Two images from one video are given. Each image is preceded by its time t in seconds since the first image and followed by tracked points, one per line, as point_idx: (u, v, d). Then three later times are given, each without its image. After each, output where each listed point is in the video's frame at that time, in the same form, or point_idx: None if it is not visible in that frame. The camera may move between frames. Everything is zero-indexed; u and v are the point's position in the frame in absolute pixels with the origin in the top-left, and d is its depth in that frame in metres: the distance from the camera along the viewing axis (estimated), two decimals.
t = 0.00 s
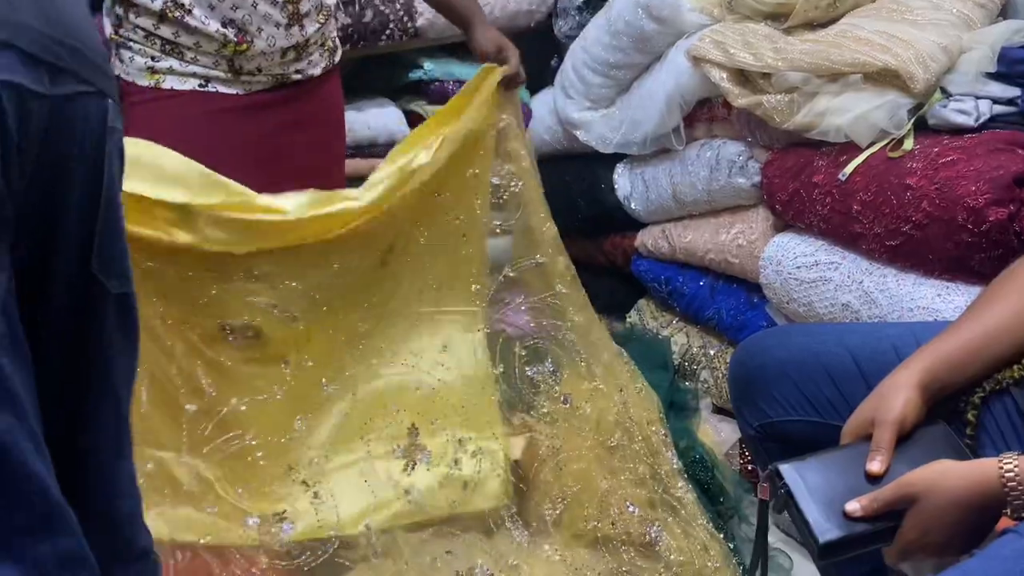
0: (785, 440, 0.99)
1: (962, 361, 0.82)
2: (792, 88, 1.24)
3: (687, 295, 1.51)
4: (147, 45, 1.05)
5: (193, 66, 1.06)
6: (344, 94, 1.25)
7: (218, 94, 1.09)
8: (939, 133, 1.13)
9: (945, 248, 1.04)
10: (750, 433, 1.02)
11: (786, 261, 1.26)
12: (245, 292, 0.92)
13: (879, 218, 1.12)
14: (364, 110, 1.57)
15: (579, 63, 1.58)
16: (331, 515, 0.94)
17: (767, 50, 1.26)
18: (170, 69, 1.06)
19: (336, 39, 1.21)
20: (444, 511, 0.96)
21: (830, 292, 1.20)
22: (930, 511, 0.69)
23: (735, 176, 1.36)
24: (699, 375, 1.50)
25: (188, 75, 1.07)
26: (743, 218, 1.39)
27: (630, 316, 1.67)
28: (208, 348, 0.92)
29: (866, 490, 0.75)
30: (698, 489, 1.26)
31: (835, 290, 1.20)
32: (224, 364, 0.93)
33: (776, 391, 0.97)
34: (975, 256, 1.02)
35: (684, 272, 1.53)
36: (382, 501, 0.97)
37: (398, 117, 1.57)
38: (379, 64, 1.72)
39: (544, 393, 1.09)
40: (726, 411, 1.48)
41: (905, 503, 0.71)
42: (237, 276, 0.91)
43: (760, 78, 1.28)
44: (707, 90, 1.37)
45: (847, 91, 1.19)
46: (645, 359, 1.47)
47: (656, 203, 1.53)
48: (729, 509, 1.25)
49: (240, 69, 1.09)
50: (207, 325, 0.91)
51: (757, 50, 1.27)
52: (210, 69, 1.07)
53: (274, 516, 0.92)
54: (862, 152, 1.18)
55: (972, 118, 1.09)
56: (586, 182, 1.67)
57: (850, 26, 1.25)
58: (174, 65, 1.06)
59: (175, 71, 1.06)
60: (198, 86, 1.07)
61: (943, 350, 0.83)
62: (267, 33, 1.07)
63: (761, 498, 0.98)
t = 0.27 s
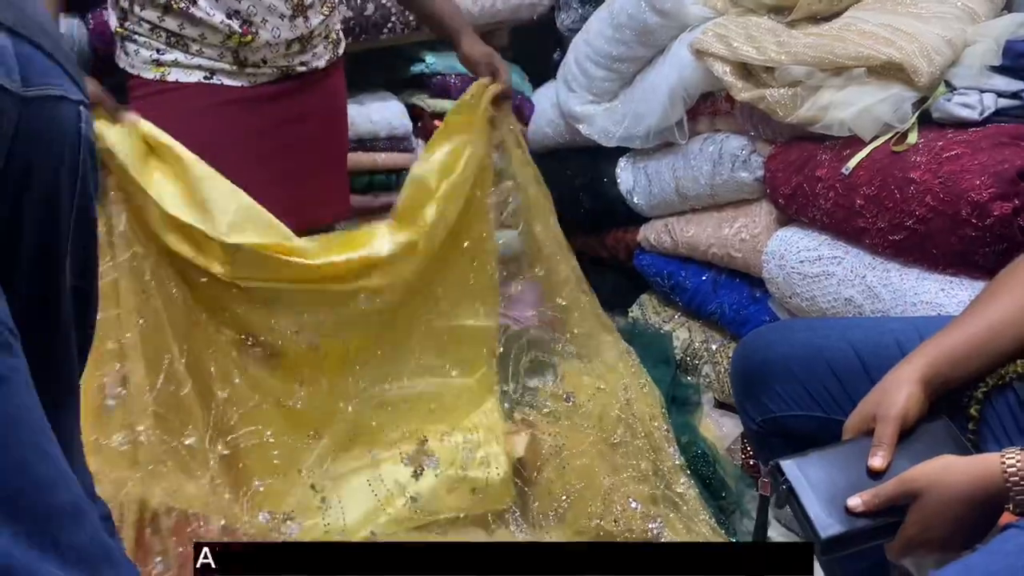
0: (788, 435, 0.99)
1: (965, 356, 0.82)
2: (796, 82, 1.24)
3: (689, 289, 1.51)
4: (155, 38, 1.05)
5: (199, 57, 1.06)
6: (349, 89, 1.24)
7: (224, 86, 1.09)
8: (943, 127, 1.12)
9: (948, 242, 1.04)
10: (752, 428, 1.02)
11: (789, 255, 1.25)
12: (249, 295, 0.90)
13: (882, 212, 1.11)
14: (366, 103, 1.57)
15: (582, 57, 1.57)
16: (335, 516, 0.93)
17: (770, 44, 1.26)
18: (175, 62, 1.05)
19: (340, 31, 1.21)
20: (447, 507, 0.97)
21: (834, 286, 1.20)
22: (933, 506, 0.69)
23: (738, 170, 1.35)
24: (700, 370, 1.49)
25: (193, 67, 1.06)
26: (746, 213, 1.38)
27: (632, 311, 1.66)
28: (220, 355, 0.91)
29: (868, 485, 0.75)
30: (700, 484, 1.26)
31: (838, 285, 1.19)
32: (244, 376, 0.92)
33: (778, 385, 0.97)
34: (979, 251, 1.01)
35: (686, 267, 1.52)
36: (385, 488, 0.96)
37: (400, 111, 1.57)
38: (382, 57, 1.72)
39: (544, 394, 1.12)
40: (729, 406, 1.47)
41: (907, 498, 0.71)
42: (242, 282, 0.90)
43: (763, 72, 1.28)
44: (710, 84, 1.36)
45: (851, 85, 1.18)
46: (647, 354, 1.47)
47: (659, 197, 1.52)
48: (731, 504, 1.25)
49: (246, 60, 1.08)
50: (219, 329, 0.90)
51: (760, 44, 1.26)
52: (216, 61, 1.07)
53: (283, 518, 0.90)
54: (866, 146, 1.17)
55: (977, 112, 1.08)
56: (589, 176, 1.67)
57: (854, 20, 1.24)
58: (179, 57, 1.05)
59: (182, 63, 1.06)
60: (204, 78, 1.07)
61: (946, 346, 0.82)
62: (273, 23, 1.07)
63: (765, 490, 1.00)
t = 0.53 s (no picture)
0: (794, 431, 0.98)
1: (975, 352, 0.81)
2: (802, 76, 1.23)
3: (694, 285, 1.50)
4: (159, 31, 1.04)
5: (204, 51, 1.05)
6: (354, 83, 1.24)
7: (227, 79, 1.08)
8: (951, 121, 1.11)
9: (957, 237, 1.03)
10: (759, 424, 1.01)
11: (796, 250, 1.25)
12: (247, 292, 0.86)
13: (890, 206, 1.10)
14: (368, 98, 1.56)
15: (586, 51, 1.56)
16: (335, 518, 0.88)
17: (776, 38, 1.25)
18: (179, 54, 1.05)
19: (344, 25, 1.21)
20: (455, 504, 0.93)
21: (840, 282, 1.19)
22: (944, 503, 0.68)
23: (745, 164, 1.35)
24: (705, 365, 1.49)
25: (196, 60, 1.06)
26: (752, 208, 1.38)
27: (636, 307, 1.66)
28: (221, 347, 0.83)
29: (877, 483, 0.74)
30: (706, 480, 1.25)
31: (844, 280, 1.19)
32: (240, 366, 0.85)
33: (785, 382, 0.96)
34: (987, 246, 1.01)
35: (691, 263, 1.52)
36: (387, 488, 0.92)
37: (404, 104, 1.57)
38: (385, 51, 1.71)
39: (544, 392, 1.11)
40: (734, 402, 1.47)
41: (916, 496, 0.70)
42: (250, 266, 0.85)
43: (770, 66, 1.27)
44: (715, 78, 1.35)
45: (858, 79, 1.18)
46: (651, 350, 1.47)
47: (663, 192, 1.51)
48: (736, 500, 1.24)
49: (249, 54, 1.08)
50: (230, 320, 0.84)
51: (766, 37, 1.26)
52: (218, 54, 1.06)
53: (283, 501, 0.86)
54: (873, 140, 1.17)
55: (985, 106, 1.07)
56: (593, 171, 1.66)
57: (861, 13, 1.24)
58: (182, 50, 1.05)
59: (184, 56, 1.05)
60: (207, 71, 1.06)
61: (955, 341, 0.82)
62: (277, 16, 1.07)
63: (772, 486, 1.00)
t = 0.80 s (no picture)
0: (800, 426, 0.98)
1: (983, 347, 0.80)
2: (809, 69, 1.22)
3: (699, 279, 1.49)
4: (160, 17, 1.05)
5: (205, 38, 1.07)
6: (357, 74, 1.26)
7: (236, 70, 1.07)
8: (959, 115, 1.10)
9: (965, 231, 1.02)
10: (764, 420, 1.01)
11: (802, 245, 1.24)
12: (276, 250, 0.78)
13: (898, 201, 1.09)
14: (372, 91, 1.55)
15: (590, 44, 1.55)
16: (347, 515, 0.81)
17: (783, 30, 1.24)
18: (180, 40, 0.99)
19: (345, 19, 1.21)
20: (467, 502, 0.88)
21: (846, 277, 1.18)
22: (952, 499, 0.68)
23: (750, 159, 1.34)
24: (710, 361, 1.48)
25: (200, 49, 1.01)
26: (758, 202, 1.37)
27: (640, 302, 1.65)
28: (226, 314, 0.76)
29: (885, 479, 0.74)
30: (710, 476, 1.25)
31: (851, 275, 1.18)
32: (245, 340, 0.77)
33: (791, 377, 0.96)
34: (996, 240, 1.00)
35: (696, 257, 1.51)
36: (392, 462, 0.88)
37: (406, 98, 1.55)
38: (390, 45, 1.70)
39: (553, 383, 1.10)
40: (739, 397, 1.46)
41: (925, 492, 0.70)
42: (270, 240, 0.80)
43: (776, 59, 1.26)
44: (721, 71, 1.35)
45: (866, 72, 1.17)
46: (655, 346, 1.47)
47: (669, 186, 1.51)
48: (741, 495, 1.23)
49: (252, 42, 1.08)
50: (262, 280, 0.76)
51: (773, 30, 1.25)
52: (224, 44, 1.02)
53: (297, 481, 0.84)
54: (881, 134, 1.16)
55: (994, 99, 1.06)
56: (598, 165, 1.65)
57: (869, 6, 1.23)
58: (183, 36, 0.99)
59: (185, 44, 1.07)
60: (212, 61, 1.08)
61: (963, 337, 0.81)
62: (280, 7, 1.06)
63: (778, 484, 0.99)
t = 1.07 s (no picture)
0: (803, 422, 0.98)
1: (986, 343, 0.80)
2: (812, 65, 1.22)
3: (701, 275, 1.49)
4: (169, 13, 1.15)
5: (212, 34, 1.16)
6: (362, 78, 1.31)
7: (237, 65, 1.17)
8: (962, 110, 1.10)
9: (968, 227, 1.02)
10: (767, 416, 1.01)
11: (804, 241, 1.24)
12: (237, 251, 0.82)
13: (900, 196, 1.09)
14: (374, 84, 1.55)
15: (591, 39, 1.55)
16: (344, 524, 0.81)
17: (785, 26, 1.24)
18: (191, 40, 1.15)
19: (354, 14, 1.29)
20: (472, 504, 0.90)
21: (849, 273, 1.18)
22: (957, 495, 0.68)
23: (752, 155, 1.33)
24: (712, 357, 1.47)
25: (209, 46, 1.16)
26: (760, 198, 1.37)
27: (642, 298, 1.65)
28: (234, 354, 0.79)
29: (888, 475, 0.74)
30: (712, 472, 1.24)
31: (853, 271, 1.18)
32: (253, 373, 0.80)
33: (794, 373, 0.96)
34: (999, 236, 1.00)
35: (699, 253, 1.51)
36: (394, 461, 0.91)
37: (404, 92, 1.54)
38: (392, 41, 1.70)
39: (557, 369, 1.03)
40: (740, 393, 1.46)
41: (928, 487, 0.70)
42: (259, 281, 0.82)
43: (778, 54, 1.25)
44: (724, 66, 1.34)
45: (868, 67, 1.16)
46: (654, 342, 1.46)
47: (670, 182, 1.50)
48: (743, 491, 1.24)
49: (260, 39, 1.18)
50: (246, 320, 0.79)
51: (775, 26, 1.24)
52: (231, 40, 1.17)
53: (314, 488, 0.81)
54: (883, 129, 1.15)
55: (997, 95, 1.06)
56: (600, 159, 1.65)
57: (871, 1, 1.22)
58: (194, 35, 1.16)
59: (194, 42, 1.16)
60: (218, 57, 1.16)
61: (966, 333, 0.81)
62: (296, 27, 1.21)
63: (781, 480, 0.98)
